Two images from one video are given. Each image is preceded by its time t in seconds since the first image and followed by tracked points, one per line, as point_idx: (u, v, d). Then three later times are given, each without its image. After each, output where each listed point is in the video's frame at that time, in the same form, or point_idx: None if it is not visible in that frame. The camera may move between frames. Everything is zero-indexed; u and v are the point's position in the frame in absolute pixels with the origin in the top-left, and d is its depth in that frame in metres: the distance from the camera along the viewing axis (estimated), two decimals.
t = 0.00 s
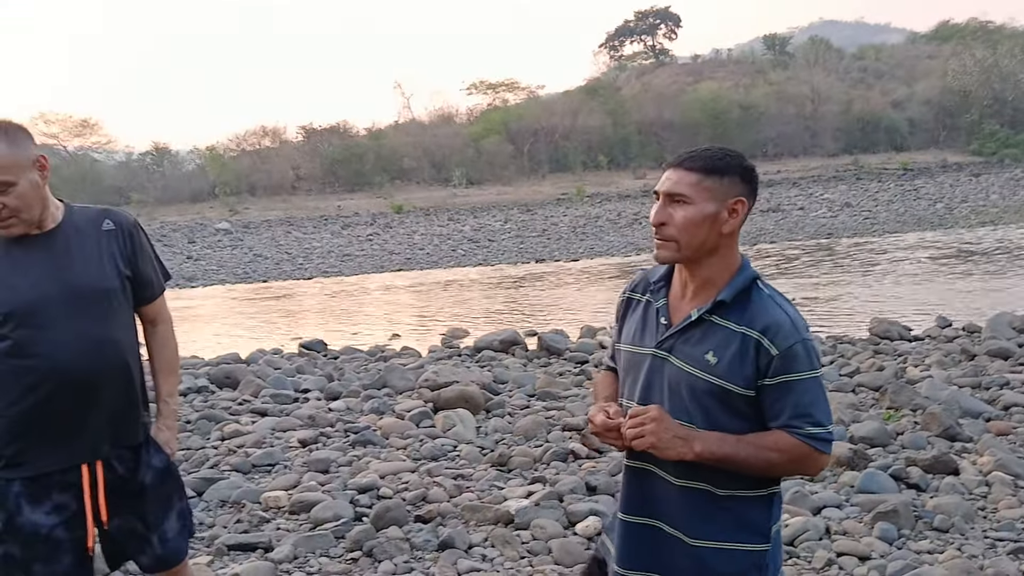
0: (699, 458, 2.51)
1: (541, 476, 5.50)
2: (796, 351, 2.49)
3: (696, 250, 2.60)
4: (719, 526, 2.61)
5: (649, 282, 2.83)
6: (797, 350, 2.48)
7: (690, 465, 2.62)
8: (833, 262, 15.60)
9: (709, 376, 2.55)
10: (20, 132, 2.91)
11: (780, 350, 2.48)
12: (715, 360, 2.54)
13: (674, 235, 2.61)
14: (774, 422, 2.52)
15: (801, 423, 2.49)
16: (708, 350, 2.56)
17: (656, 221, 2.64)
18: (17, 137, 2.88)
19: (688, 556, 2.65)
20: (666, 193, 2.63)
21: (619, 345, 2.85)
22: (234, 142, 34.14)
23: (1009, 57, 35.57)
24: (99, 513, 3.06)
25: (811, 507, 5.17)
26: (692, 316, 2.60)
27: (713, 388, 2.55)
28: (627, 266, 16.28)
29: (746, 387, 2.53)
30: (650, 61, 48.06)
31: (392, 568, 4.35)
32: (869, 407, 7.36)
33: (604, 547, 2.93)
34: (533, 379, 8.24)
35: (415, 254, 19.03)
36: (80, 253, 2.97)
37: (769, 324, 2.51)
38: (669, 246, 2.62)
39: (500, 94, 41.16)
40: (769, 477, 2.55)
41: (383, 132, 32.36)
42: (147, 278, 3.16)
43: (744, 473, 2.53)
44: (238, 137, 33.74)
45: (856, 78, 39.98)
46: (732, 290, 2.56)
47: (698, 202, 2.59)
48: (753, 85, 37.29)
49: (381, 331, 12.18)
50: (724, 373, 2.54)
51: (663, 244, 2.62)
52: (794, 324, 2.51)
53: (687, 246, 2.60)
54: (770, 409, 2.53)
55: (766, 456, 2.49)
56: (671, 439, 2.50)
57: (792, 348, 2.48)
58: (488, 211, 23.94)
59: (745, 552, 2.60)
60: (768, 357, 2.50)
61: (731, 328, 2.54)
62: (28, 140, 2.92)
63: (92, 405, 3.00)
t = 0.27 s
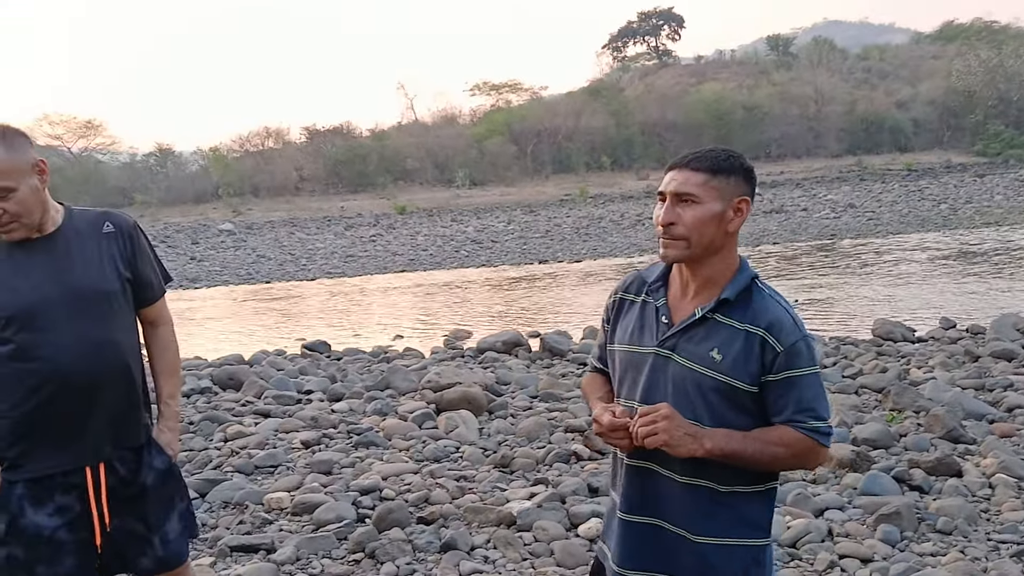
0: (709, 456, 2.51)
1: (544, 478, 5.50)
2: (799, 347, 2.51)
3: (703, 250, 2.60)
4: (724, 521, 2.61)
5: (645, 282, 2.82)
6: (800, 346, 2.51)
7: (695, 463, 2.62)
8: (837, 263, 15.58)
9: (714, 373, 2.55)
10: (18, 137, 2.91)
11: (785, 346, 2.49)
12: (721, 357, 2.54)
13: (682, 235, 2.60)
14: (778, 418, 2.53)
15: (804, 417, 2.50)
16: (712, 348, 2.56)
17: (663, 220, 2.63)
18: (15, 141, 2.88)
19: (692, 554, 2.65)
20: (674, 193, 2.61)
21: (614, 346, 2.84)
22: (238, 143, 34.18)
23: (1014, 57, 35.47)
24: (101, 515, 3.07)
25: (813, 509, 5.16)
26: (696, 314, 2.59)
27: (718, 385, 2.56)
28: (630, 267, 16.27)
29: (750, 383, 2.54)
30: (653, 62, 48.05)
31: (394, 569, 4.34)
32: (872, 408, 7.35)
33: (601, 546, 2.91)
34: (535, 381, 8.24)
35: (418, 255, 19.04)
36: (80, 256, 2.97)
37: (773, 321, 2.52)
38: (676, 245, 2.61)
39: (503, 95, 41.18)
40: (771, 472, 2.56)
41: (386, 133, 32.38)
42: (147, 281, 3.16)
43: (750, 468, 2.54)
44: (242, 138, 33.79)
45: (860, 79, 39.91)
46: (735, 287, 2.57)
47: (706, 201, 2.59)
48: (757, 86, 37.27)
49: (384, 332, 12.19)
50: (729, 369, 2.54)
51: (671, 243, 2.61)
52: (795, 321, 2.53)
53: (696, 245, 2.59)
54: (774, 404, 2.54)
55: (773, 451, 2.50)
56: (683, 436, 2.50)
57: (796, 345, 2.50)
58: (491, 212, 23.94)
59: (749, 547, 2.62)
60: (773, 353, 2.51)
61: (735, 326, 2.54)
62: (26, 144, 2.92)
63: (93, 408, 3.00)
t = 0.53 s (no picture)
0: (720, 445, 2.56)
1: (563, 480, 5.50)
2: (802, 336, 2.59)
3: (705, 244, 2.66)
4: (732, 512, 2.65)
5: (644, 281, 2.87)
6: (802, 335, 2.58)
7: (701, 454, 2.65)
8: (857, 265, 15.48)
9: (720, 363, 2.60)
10: (36, 142, 2.91)
11: (788, 334, 2.57)
12: (726, 347, 2.60)
13: (686, 228, 2.65)
14: (781, 405, 2.59)
15: (808, 404, 2.57)
16: (717, 339, 2.61)
17: (665, 216, 2.68)
18: (33, 147, 2.88)
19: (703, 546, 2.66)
20: (675, 189, 2.68)
21: (614, 346, 2.88)
22: (257, 145, 34.40)
23: None
24: (122, 516, 3.10)
25: (834, 512, 5.14)
26: (699, 306, 2.65)
27: (724, 375, 2.61)
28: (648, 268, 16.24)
29: (754, 372, 2.60)
30: (672, 63, 47.95)
31: (414, 570, 4.35)
32: (893, 411, 7.31)
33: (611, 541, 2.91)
34: (554, 382, 8.23)
35: (436, 257, 19.07)
36: (99, 260, 2.98)
37: (776, 311, 2.60)
38: (679, 240, 2.66)
39: (521, 97, 41.22)
40: (778, 459, 2.61)
41: (404, 135, 32.47)
42: (167, 283, 3.18)
43: (757, 456, 2.59)
44: (261, 140, 33.99)
45: (880, 79, 39.67)
46: (737, 280, 2.63)
47: (708, 196, 2.65)
48: (776, 87, 37.11)
49: (402, 334, 12.22)
50: (735, 359, 2.59)
51: (674, 238, 2.67)
52: (796, 313, 2.61)
53: (699, 240, 2.65)
54: (778, 393, 2.60)
55: (781, 438, 2.55)
56: (695, 428, 2.54)
57: (799, 333, 2.58)
58: (508, 213, 23.96)
59: (757, 537, 2.65)
60: (777, 342, 2.57)
61: (738, 317, 2.61)
62: (45, 150, 2.93)
63: (114, 410, 3.03)
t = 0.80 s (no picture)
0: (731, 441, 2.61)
1: (591, 489, 5.49)
2: (799, 331, 2.66)
3: (705, 247, 2.72)
4: (744, 507, 2.69)
5: (642, 290, 2.92)
6: (798, 329, 2.66)
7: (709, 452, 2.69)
8: (887, 274, 15.34)
9: (722, 361, 2.67)
10: (64, 159, 2.94)
11: (787, 328, 2.64)
12: (727, 345, 2.66)
13: (685, 234, 2.72)
14: (784, 398, 2.66)
15: (809, 396, 2.64)
16: (719, 338, 2.67)
17: (664, 223, 2.74)
18: (62, 165, 2.91)
19: (718, 544, 2.70)
20: (674, 197, 2.74)
21: (617, 353, 2.93)
22: (285, 154, 34.67)
23: None
24: (153, 522, 3.13)
25: (865, 523, 5.09)
26: (698, 307, 2.72)
27: (727, 372, 2.67)
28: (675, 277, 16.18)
29: (755, 367, 2.67)
30: (698, 71, 47.81)
31: None
32: (924, 422, 7.23)
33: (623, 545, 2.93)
34: (581, 391, 8.22)
35: (462, 265, 19.11)
36: (131, 272, 3.02)
37: (772, 308, 2.68)
38: (680, 245, 2.72)
39: (548, 106, 41.27)
40: (783, 451, 2.67)
41: (431, 144, 32.61)
42: (198, 292, 3.21)
43: (764, 449, 2.65)
44: (289, 149, 34.27)
45: (909, 87, 39.34)
46: (733, 279, 2.71)
47: (705, 200, 2.73)
48: (804, 95, 36.90)
49: (429, 342, 12.25)
50: (736, 356, 2.66)
51: (675, 245, 2.73)
52: (790, 308, 2.69)
53: (699, 243, 2.72)
54: (779, 386, 2.67)
55: (787, 428, 2.62)
56: (705, 427, 2.59)
57: (796, 328, 2.65)
58: (535, 222, 23.98)
59: (768, 529, 2.71)
60: (777, 337, 2.65)
61: (737, 316, 2.68)
62: (74, 166, 2.96)
63: (145, 418, 3.06)
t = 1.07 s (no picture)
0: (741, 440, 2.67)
1: (613, 497, 5.48)
2: (796, 325, 2.72)
3: (702, 248, 2.78)
4: (755, 502, 2.73)
5: (636, 297, 2.97)
6: (795, 323, 2.72)
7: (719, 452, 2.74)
8: (910, 280, 15.21)
9: (724, 361, 2.72)
10: (91, 174, 2.97)
11: (784, 323, 2.71)
12: (727, 345, 2.72)
13: (685, 238, 2.77)
14: (787, 391, 2.72)
15: (810, 386, 2.71)
16: (718, 338, 2.73)
17: (663, 229, 2.78)
18: (89, 180, 2.94)
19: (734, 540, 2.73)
20: (670, 204, 2.79)
21: (619, 363, 2.98)
22: (307, 162, 34.93)
23: None
24: (181, 526, 3.13)
25: (890, 533, 5.05)
26: (695, 311, 2.77)
27: (730, 371, 2.73)
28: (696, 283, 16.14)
29: (757, 363, 2.73)
30: (719, 77, 47.73)
31: None
32: (949, 429, 7.16)
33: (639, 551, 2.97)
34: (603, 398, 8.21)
35: (483, 272, 19.16)
36: (159, 282, 3.05)
37: (767, 305, 2.74)
38: (680, 250, 2.77)
39: (568, 112, 41.34)
40: (791, 442, 2.73)
41: (451, 151, 32.73)
42: (224, 299, 3.21)
43: (772, 443, 2.70)
44: (311, 157, 34.51)
45: (933, 92, 39.07)
46: (725, 280, 2.78)
47: (698, 203, 2.79)
48: (826, 101, 36.74)
49: (450, 348, 12.29)
50: (737, 355, 2.72)
51: (675, 251, 2.77)
52: (784, 302, 2.75)
53: (697, 246, 2.78)
54: (782, 381, 2.73)
55: (794, 420, 2.68)
56: (716, 431, 2.66)
57: (793, 322, 2.71)
58: (555, 228, 24.01)
59: (779, 522, 2.75)
60: (774, 332, 2.71)
61: (734, 316, 2.74)
62: (100, 180, 2.98)
63: (172, 425, 3.08)
